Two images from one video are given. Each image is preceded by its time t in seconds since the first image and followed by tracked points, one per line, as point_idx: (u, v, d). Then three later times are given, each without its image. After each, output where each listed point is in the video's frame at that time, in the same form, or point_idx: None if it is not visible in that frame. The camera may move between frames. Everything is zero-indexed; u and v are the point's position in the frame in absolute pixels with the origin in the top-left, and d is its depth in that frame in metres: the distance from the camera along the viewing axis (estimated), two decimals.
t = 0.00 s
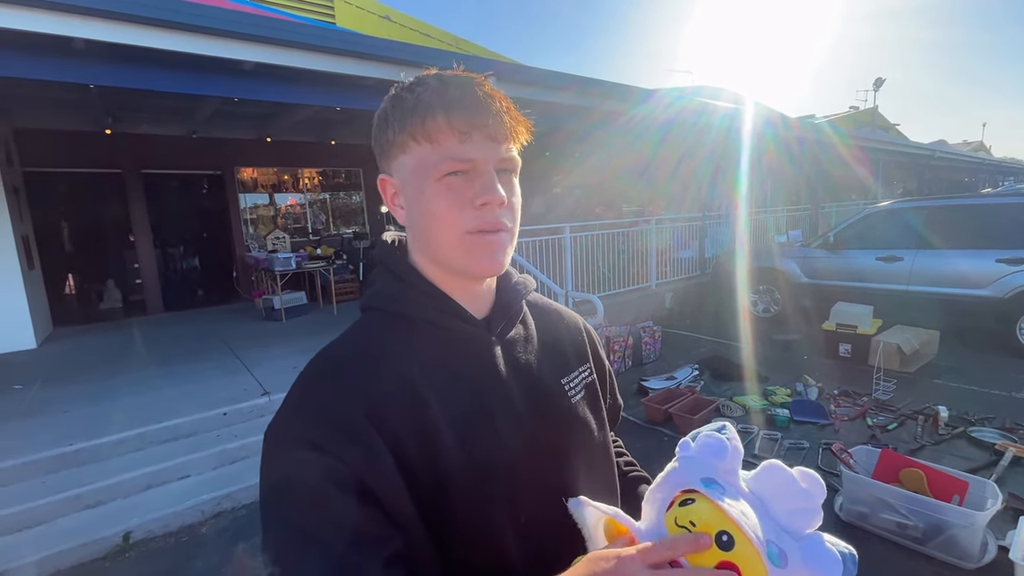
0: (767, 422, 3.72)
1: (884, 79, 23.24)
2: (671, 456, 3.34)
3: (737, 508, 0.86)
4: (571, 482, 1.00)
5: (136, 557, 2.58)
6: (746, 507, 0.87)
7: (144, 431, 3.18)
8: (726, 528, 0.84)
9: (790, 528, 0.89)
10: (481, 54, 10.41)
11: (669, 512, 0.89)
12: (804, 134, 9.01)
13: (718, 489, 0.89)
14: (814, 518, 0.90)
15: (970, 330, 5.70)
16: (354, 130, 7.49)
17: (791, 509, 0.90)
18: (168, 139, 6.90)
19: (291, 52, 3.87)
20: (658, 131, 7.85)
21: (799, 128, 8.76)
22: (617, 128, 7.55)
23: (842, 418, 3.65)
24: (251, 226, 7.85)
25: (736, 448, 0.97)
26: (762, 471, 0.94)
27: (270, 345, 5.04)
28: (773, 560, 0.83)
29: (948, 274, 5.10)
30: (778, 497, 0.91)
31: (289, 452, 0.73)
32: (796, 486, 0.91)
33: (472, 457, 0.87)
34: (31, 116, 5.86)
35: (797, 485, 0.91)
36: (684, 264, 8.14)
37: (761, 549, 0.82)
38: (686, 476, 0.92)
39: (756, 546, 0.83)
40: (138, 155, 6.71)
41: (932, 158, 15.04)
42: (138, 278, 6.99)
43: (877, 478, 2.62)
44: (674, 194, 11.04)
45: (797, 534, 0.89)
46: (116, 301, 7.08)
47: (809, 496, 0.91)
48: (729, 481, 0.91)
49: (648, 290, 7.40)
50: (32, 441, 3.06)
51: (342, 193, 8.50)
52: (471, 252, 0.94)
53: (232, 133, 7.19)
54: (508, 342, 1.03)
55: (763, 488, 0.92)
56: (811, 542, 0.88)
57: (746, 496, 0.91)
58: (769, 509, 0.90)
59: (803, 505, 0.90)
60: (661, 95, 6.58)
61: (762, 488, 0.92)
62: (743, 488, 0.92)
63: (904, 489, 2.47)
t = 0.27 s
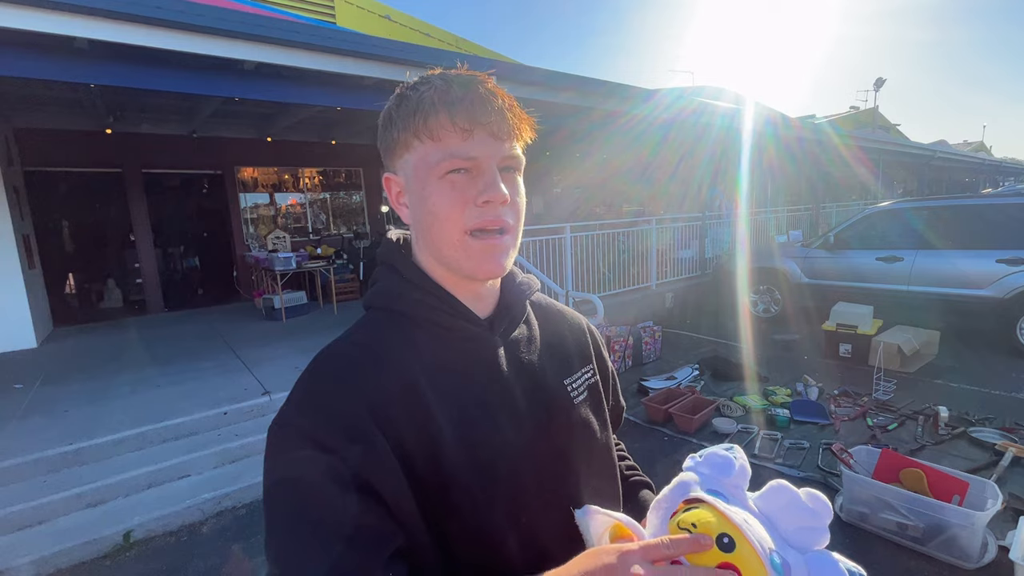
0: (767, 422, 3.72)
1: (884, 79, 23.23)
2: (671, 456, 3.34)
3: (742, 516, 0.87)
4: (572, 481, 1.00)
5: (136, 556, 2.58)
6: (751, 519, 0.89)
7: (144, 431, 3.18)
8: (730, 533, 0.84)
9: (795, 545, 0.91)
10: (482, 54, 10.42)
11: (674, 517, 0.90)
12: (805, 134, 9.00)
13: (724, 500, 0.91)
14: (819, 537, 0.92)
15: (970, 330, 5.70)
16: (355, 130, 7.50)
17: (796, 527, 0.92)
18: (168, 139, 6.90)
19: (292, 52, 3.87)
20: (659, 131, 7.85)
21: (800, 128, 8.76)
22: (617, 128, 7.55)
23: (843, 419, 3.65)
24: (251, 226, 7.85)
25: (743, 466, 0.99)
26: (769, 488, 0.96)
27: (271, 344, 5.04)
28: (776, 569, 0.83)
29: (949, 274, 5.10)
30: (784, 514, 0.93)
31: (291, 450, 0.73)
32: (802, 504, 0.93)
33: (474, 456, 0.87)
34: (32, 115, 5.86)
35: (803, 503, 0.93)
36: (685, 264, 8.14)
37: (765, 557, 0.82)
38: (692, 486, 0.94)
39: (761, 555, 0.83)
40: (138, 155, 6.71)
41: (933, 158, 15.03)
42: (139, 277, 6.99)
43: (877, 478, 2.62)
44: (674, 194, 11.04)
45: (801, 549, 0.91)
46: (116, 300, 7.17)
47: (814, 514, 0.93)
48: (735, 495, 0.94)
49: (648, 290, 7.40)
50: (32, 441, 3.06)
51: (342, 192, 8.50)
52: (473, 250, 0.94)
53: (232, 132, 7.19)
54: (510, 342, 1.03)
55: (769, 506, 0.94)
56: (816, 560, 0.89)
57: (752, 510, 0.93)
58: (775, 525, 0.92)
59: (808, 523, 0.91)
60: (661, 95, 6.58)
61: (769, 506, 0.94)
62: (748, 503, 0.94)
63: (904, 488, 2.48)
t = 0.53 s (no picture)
0: (767, 421, 3.73)
1: (884, 79, 23.22)
2: (670, 455, 3.34)
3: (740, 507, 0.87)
4: (574, 480, 1.00)
5: (136, 555, 2.58)
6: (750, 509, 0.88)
7: (143, 430, 3.18)
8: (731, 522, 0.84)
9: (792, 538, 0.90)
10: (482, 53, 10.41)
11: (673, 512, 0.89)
12: (804, 133, 9.01)
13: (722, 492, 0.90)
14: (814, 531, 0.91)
15: (969, 330, 5.71)
16: (355, 130, 7.50)
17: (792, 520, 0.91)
18: (168, 139, 6.88)
19: (292, 51, 3.86)
20: (658, 130, 7.85)
21: (799, 127, 8.76)
22: (617, 127, 7.55)
23: (842, 418, 3.65)
24: (251, 225, 7.84)
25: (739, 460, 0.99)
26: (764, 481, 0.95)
27: (271, 344, 5.04)
28: (777, 557, 0.82)
29: (948, 274, 5.10)
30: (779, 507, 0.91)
31: (295, 449, 0.73)
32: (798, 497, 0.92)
33: (478, 454, 0.87)
34: (31, 114, 5.86)
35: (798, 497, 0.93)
36: (684, 263, 8.14)
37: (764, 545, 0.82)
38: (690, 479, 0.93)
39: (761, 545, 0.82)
40: (138, 154, 6.69)
41: (933, 158, 15.04)
42: (138, 277, 6.99)
43: (876, 477, 2.62)
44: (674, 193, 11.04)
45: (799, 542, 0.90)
46: (116, 300, 7.16)
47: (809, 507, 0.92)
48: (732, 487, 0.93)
49: (647, 290, 7.40)
50: (32, 440, 3.06)
51: (342, 192, 8.49)
52: (472, 250, 0.94)
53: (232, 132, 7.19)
54: (512, 341, 1.03)
55: (767, 498, 0.93)
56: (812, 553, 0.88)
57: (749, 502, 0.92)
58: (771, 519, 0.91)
59: (802, 516, 0.91)
60: (661, 94, 6.58)
61: (765, 498, 0.93)
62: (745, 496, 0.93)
63: (903, 488, 2.48)
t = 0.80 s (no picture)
0: (765, 420, 3.74)
1: (884, 79, 23.23)
2: (669, 454, 3.35)
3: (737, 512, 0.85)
4: (574, 478, 1.00)
5: (136, 554, 2.58)
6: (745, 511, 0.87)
7: (142, 429, 3.18)
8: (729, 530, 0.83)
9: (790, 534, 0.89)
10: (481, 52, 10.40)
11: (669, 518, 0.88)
12: (803, 132, 9.02)
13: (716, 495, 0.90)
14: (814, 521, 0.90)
15: (968, 329, 5.73)
16: (354, 129, 7.49)
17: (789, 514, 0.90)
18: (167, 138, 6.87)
19: (291, 50, 3.86)
20: (658, 129, 7.85)
21: (799, 126, 8.77)
22: (617, 126, 7.55)
23: (841, 416, 3.66)
24: (250, 224, 7.82)
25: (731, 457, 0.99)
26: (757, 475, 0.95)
27: (270, 343, 5.04)
28: (774, 560, 0.82)
29: (947, 273, 5.11)
30: (774, 502, 0.91)
31: (297, 448, 0.73)
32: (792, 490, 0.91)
33: (479, 452, 0.88)
34: (29, 113, 5.85)
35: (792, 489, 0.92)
36: (684, 262, 8.14)
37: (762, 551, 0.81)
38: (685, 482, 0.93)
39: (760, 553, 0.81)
40: (137, 153, 6.66)
41: (931, 157, 15.06)
42: (137, 276, 6.99)
43: (875, 476, 2.63)
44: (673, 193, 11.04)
45: (796, 536, 0.90)
46: (114, 300, 6.98)
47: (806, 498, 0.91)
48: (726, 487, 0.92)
49: (647, 289, 7.41)
50: (32, 439, 3.06)
51: (341, 191, 8.49)
52: (472, 249, 0.94)
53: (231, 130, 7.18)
54: (513, 340, 1.04)
55: (761, 494, 0.93)
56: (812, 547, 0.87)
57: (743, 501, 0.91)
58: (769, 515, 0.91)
59: (800, 508, 0.90)
60: (660, 93, 6.58)
61: (760, 493, 0.93)
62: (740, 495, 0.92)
63: (902, 486, 2.49)
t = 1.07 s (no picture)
0: (764, 418, 3.75)
1: (881, 76, 23.26)
2: (668, 452, 3.36)
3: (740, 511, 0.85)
4: (577, 475, 1.01)
5: (135, 553, 2.58)
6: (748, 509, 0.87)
7: (140, 429, 3.18)
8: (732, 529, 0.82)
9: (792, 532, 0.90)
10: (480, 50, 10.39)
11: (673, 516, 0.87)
12: (802, 131, 9.02)
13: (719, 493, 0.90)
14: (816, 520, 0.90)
15: (965, 326, 5.74)
16: (351, 127, 7.47)
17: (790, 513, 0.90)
18: (164, 136, 6.85)
19: (289, 49, 3.86)
20: (656, 127, 7.84)
21: (797, 125, 8.78)
22: (616, 124, 7.55)
23: (839, 414, 3.67)
24: (248, 223, 7.80)
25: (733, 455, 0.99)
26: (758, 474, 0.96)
27: (269, 342, 5.04)
28: (777, 558, 0.82)
29: (944, 271, 5.13)
30: (774, 500, 0.91)
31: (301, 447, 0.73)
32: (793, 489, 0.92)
33: (484, 450, 0.88)
34: (26, 112, 5.83)
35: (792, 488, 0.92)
36: (682, 261, 8.14)
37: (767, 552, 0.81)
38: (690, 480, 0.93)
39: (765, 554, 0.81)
40: (134, 151, 6.66)
41: (929, 155, 15.08)
42: (135, 275, 6.98)
43: (872, 473, 2.64)
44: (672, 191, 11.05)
45: (797, 534, 0.90)
46: (112, 299, 6.96)
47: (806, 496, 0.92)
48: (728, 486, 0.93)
49: (646, 287, 7.41)
50: (30, 438, 3.06)
51: (340, 189, 8.48)
52: (476, 246, 0.94)
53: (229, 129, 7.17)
54: (516, 339, 1.04)
55: (762, 493, 0.93)
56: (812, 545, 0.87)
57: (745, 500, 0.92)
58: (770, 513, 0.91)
59: (799, 507, 0.90)
60: (659, 92, 6.58)
61: (761, 492, 0.94)
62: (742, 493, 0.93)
63: (899, 483, 2.50)
